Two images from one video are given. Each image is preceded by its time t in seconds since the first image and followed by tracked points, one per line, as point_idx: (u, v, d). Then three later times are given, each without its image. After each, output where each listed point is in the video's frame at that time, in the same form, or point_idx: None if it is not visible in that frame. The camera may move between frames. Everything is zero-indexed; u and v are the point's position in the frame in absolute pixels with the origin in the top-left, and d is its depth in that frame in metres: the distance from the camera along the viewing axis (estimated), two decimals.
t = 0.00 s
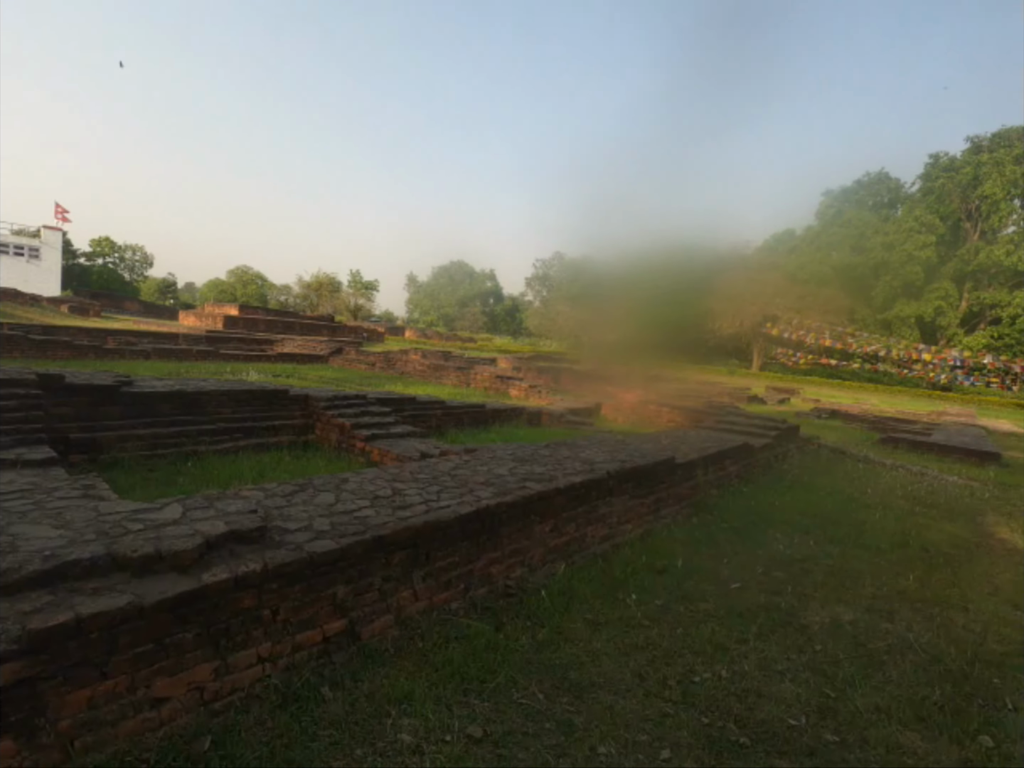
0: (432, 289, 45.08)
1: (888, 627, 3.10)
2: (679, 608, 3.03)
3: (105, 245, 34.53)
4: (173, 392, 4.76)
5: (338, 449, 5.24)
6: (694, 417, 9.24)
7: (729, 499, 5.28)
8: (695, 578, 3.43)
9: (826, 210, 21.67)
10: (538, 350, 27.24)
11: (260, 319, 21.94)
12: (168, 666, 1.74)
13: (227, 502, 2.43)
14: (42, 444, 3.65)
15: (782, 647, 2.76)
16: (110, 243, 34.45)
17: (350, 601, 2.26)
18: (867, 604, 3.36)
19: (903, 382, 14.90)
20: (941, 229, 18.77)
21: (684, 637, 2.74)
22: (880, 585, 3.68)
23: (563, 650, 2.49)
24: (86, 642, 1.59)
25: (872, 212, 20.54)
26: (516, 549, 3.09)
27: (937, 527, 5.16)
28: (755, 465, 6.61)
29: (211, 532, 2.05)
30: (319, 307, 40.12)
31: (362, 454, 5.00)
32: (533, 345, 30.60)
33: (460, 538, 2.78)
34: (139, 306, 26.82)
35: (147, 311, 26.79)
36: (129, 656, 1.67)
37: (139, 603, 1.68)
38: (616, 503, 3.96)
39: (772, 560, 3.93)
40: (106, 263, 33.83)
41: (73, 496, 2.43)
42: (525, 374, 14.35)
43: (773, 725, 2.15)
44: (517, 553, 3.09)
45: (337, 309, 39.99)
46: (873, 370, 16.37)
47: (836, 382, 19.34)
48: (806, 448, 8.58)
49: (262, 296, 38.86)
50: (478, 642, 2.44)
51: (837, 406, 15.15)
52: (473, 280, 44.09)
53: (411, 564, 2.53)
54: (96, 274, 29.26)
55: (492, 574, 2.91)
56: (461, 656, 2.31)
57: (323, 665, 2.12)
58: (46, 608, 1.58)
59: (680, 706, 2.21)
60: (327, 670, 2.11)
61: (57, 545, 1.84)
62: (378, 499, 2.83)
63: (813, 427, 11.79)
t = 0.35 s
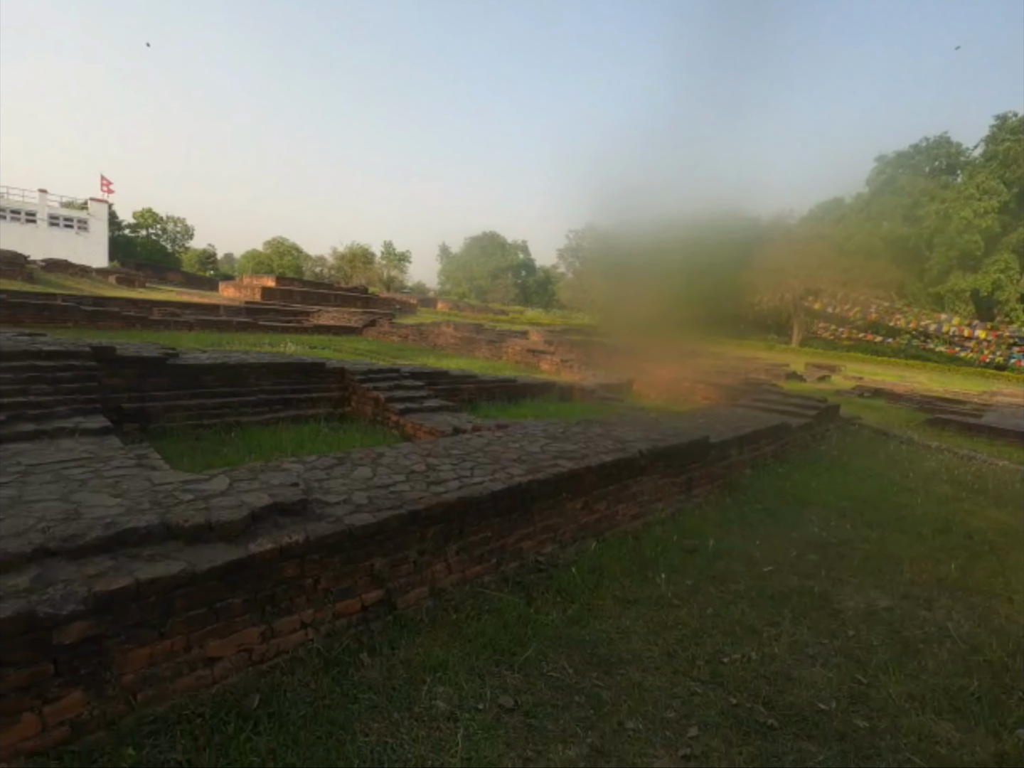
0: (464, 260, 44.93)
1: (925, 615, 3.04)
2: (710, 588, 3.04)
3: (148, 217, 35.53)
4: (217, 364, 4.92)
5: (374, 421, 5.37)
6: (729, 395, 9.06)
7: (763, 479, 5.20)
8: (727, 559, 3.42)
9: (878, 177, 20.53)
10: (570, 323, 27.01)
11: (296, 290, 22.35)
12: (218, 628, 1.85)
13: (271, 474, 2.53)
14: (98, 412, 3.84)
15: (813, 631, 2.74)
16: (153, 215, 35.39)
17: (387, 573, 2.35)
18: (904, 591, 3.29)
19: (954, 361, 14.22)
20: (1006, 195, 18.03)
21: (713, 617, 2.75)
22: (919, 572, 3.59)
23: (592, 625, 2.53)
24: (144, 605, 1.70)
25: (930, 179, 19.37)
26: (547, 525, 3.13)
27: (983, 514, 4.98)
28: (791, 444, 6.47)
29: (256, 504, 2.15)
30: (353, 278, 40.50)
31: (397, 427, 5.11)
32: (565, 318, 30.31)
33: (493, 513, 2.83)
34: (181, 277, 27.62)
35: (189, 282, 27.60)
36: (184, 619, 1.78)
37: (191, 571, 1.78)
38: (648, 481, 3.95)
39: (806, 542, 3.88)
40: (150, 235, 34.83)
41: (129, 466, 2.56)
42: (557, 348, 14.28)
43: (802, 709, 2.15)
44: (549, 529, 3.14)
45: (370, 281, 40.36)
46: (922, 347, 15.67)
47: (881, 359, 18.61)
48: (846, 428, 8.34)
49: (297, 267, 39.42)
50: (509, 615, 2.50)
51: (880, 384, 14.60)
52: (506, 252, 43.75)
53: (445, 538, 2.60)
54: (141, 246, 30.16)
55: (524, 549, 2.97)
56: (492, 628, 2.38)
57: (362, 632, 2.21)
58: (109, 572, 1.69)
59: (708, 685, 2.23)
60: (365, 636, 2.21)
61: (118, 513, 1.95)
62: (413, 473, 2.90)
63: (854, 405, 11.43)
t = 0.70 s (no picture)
0: (499, 228, 44.40)
1: (970, 606, 2.96)
2: (746, 571, 3.03)
3: (190, 185, 36.19)
4: (261, 336, 5.06)
5: (411, 394, 5.46)
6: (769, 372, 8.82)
7: (803, 460, 5.09)
8: (765, 541, 3.40)
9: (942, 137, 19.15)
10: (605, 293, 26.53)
11: (333, 258, 22.58)
12: (273, 595, 1.96)
13: (317, 449, 2.62)
14: (153, 381, 4.01)
15: (852, 618, 2.72)
16: (195, 182, 36.01)
17: (429, 546, 2.42)
18: (948, 580, 3.21)
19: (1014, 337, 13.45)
20: None
21: (749, 600, 2.75)
22: (965, 561, 3.49)
23: (627, 604, 2.57)
24: (206, 572, 1.80)
25: (1001, 139, 17.96)
26: (583, 503, 3.16)
27: None
28: (834, 424, 6.29)
29: (305, 478, 2.23)
30: (388, 245, 40.59)
31: (433, 400, 5.19)
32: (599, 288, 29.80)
33: (530, 490, 2.87)
34: (222, 244, 28.22)
35: (230, 249, 28.20)
36: (242, 585, 1.89)
37: (248, 541, 1.88)
38: (685, 461, 3.92)
39: (847, 527, 3.81)
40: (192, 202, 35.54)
41: (185, 437, 2.69)
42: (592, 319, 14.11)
43: (839, 696, 2.15)
44: (585, 507, 3.16)
45: (405, 248, 40.37)
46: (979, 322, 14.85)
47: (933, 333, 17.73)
48: (893, 408, 8.04)
49: (334, 235, 39.70)
50: (545, 591, 2.55)
51: (932, 361, 13.97)
52: (541, 219, 42.99)
53: (484, 514, 2.65)
54: (184, 213, 30.83)
55: (560, 526, 3.01)
56: (529, 603, 2.45)
57: (404, 602, 2.31)
58: (174, 540, 1.80)
59: (742, 668, 2.25)
60: (408, 606, 2.30)
61: (178, 485, 2.06)
62: (452, 450, 2.95)
63: (902, 384, 10.99)
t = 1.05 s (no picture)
0: (532, 208, 43.89)
1: None
2: (786, 568, 2.99)
3: (231, 167, 36.92)
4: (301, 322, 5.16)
5: (446, 379, 5.51)
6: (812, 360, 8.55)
7: (847, 454, 4.94)
8: (806, 538, 3.32)
9: (1008, 108, 17.90)
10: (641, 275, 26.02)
11: (369, 240, 22.79)
12: (320, 579, 2.03)
13: (359, 437, 2.68)
14: (200, 365, 4.15)
15: (897, 620, 2.65)
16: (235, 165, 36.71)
17: (467, 535, 2.47)
18: (1001, 584, 3.08)
19: None
20: None
21: (788, 598, 2.71)
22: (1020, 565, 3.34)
23: (664, 598, 2.57)
24: (258, 556, 1.88)
25: None
26: (619, 494, 3.15)
27: None
28: (880, 416, 6.07)
29: (349, 467, 2.29)
30: (421, 227, 40.67)
31: (469, 386, 5.23)
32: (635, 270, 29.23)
33: (567, 481, 2.88)
34: (261, 226, 28.80)
35: (269, 231, 28.75)
36: (291, 570, 1.96)
37: (296, 528, 1.95)
38: (724, 453, 3.85)
39: (892, 525, 3.69)
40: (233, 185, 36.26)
41: (234, 423, 2.79)
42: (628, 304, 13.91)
43: (882, 700, 2.11)
44: (621, 499, 3.16)
45: (438, 229, 40.38)
46: None
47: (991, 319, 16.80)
48: (943, 399, 7.70)
49: (369, 216, 39.99)
50: (582, 583, 2.57)
51: (988, 348, 13.26)
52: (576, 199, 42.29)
53: (521, 504, 2.68)
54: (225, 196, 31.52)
55: (596, 517, 3.01)
56: (566, 594, 2.47)
57: (444, 589, 2.36)
58: (227, 526, 1.88)
59: (782, 667, 2.22)
60: (447, 594, 2.36)
61: (230, 472, 2.14)
62: (490, 440, 2.97)
63: (955, 373, 10.49)
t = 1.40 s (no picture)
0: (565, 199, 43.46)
1: None
2: (824, 576, 2.94)
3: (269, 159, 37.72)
4: (339, 316, 5.26)
5: (480, 375, 5.55)
6: (853, 360, 8.30)
7: (890, 459, 4.79)
8: (845, 547, 3.26)
9: None
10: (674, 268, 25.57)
11: (402, 232, 23.00)
12: (361, 574, 2.09)
13: (398, 435, 2.74)
14: (244, 358, 4.28)
15: (940, 635, 2.58)
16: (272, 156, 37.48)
17: (503, 535, 2.50)
18: None
19: None
20: None
21: (825, 608, 2.67)
22: None
23: (698, 604, 2.56)
24: (304, 551, 1.95)
25: None
26: (654, 497, 3.14)
27: None
28: (926, 420, 5.85)
29: (390, 465, 2.35)
30: (453, 218, 40.80)
31: (501, 382, 5.25)
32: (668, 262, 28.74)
33: (602, 483, 2.88)
34: (297, 217, 29.37)
35: (304, 222, 29.29)
36: (335, 565, 2.03)
37: (340, 525, 2.01)
38: (761, 457, 3.79)
39: (937, 536, 3.57)
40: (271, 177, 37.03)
41: (279, 418, 2.89)
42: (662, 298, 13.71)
43: (924, 718, 2.07)
44: (655, 501, 3.14)
45: (470, 220, 40.41)
46: None
47: None
48: (994, 403, 7.37)
49: (401, 207, 40.31)
50: (615, 585, 2.57)
51: None
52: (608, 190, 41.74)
53: (556, 505, 2.69)
54: (263, 187, 32.21)
55: (629, 519, 3.01)
56: (600, 596, 2.48)
57: (479, 587, 2.41)
58: (276, 521, 1.96)
59: (820, 680, 2.20)
60: (482, 591, 2.40)
61: (277, 468, 2.22)
62: (525, 440, 2.99)
63: (1007, 375, 10.03)
